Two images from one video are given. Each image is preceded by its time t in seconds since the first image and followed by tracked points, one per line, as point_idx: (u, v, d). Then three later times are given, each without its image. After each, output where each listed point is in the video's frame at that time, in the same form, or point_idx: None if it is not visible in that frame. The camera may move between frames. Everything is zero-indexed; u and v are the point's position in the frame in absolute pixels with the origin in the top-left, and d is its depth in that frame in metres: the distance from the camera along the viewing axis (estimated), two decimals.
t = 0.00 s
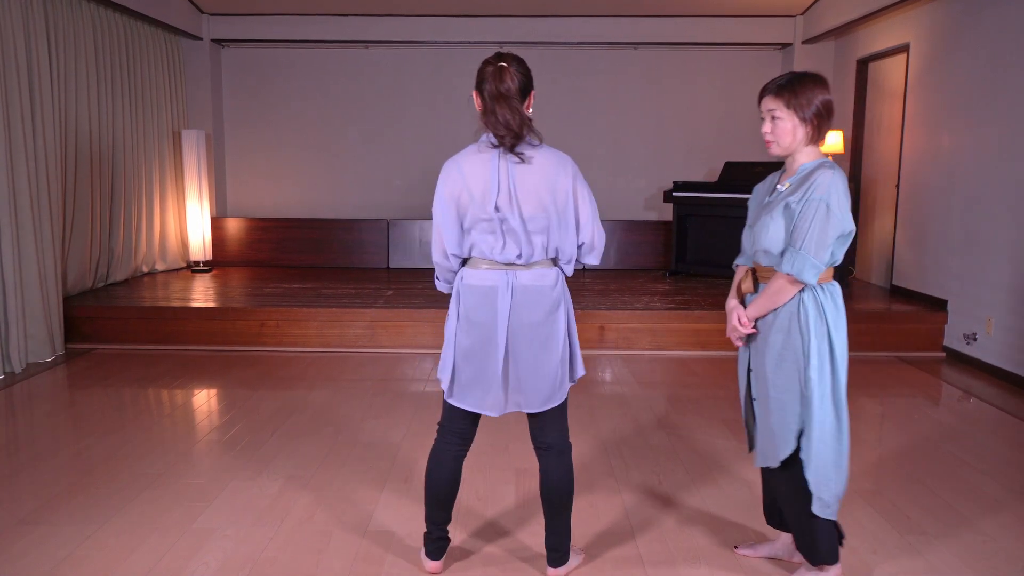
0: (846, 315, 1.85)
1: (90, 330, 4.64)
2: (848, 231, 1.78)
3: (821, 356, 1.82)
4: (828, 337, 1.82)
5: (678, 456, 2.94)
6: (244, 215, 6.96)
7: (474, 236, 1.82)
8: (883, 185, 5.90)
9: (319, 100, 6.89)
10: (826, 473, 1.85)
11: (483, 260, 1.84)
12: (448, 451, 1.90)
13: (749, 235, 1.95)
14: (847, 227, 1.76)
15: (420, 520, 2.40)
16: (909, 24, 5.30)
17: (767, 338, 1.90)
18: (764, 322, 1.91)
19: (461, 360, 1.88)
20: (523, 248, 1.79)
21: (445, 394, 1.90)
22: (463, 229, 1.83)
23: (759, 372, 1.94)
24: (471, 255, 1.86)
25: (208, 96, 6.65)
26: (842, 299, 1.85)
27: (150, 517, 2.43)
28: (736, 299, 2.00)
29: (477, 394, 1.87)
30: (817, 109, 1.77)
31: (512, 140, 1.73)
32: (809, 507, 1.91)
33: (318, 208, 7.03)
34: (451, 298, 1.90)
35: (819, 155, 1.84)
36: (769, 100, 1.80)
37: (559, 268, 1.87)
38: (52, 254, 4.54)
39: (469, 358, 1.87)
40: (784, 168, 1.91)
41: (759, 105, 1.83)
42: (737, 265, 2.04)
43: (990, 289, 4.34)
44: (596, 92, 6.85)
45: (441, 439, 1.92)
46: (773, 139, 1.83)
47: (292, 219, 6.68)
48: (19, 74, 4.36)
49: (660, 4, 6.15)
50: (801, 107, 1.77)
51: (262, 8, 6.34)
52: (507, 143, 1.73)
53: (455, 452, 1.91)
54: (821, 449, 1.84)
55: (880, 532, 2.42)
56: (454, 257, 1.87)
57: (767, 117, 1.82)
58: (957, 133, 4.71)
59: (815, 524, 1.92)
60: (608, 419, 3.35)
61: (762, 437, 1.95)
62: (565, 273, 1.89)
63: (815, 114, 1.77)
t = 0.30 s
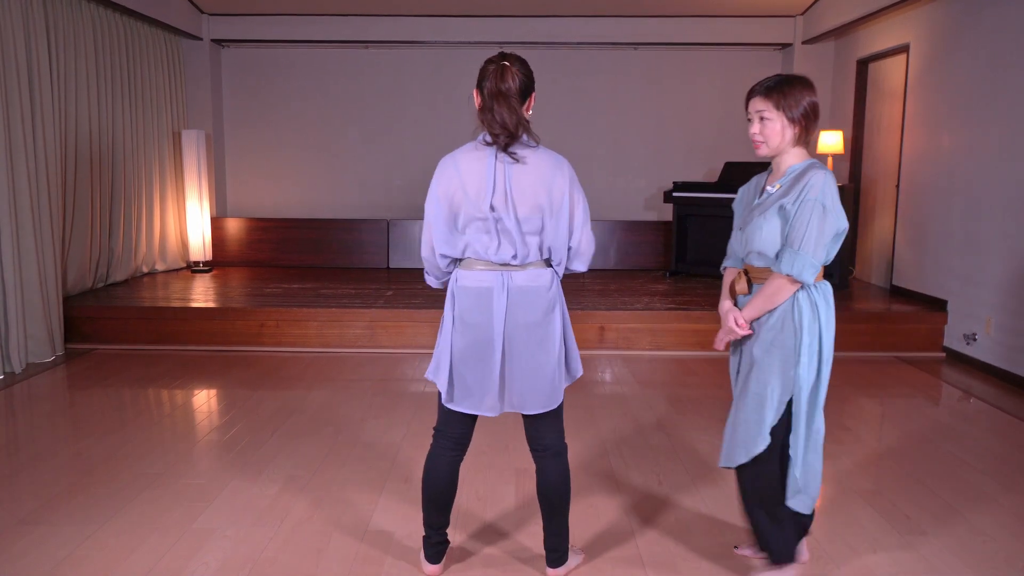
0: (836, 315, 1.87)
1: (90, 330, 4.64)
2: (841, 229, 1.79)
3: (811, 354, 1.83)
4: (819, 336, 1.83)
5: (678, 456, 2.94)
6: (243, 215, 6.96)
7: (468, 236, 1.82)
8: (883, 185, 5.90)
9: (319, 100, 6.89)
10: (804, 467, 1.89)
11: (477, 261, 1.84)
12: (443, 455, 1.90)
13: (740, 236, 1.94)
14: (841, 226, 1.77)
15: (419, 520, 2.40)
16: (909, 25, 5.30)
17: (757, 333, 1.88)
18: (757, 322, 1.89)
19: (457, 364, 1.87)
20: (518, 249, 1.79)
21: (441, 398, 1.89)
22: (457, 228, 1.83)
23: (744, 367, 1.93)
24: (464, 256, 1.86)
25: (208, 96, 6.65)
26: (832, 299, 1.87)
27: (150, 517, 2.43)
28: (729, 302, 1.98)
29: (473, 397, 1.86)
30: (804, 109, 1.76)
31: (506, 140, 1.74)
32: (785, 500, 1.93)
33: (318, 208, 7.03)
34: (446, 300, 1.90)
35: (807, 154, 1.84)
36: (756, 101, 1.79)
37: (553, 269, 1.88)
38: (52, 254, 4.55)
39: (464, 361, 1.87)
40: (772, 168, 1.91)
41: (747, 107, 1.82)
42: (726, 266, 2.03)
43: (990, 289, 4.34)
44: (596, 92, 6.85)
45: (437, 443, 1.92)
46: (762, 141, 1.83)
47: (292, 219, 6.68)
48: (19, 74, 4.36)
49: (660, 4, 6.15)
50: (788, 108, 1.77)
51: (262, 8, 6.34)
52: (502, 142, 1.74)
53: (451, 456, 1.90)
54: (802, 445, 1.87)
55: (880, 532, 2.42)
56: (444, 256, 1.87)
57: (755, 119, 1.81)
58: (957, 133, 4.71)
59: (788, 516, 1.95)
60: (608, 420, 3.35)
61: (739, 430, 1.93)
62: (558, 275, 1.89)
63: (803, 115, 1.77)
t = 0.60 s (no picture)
0: (812, 320, 1.85)
1: (90, 330, 4.64)
2: (822, 237, 1.78)
3: (785, 359, 1.82)
4: (793, 341, 1.82)
5: (677, 456, 2.94)
6: (243, 215, 6.96)
7: (462, 236, 1.82)
8: (883, 185, 5.90)
9: (318, 100, 6.89)
10: (783, 473, 1.87)
11: (473, 261, 1.84)
12: (442, 456, 1.90)
13: (721, 239, 1.92)
14: (822, 233, 1.77)
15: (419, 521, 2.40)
16: (909, 24, 5.30)
17: (732, 340, 1.87)
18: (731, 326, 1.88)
19: (451, 366, 1.87)
20: (512, 248, 1.79)
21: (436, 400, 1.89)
22: (451, 228, 1.82)
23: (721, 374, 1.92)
24: (459, 256, 1.85)
25: (208, 96, 6.65)
26: (810, 305, 1.85)
27: (149, 517, 2.42)
28: (709, 304, 2.00)
29: (467, 398, 1.87)
30: (795, 112, 1.76)
31: (497, 139, 1.73)
32: (768, 507, 1.91)
33: (318, 208, 7.03)
34: (440, 300, 1.90)
35: (795, 160, 1.83)
36: (748, 100, 1.78)
37: (548, 270, 1.88)
38: (52, 254, 4.55)
39: (458, 362, 1.87)
40: (760, 172, 1.91)
41: (737, 106, 1.81)
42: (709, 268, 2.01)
43: (990, 289, 4.34)
44: (596, 92, 6.85)
45: (435, 445, 1.92)
46: (751, 141, 1.82)
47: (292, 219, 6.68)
48: (19, 74, 4.36)
49: (660, 4, 6.15)
50: (779, 110, 1.76)
51: (262, 8, 6.34)
52: (494, 142, 1.73)
53: (449, 458, 1.91)
54: (781, 451, 1.86)
55: (880, 532, 2.41)
56: (439, 256, 1.86)
57: (745, 118, 1.80)
58: (957, 132, 4.71)
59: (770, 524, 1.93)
60: (607, 419, 3.35)
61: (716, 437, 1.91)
62: (553, 274, 1.89)
63: (794, 118, 1.76)
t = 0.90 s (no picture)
0: (788, 321, 1.77)
1: (89, 330, 4.64)
2: (800, 238, 1.69)
3: (757, 361, 1.74)
4: (765, 343, 1.74)
5: (677, 456, 2.94)
6: (243, 215, 6.95)
7: (459, 237, 1.82)
8: (883, 185, 5.90)
9: (318, 100, 6.89)
10: (755, 479, 1.79)
11: (470, 262, 1.84)
12: (440, 457, 1.90)
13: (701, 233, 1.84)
14: (799, 233, 1.68)
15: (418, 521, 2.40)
16: (908, 24, 5.30)
17: (703, 341, 1.80)
18: (704, 325, 1.81)
19: (449, 367, 1.87)
20: (509, 249, 1.79)
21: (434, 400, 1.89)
22: (448, 229, 1.83)
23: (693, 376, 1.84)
24: (457, 257, 1.85)
25: (208, 96, 6.65)
26: (787, 306, 1.77)
27: (149, 517, 2.42)
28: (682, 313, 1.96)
29: (465, 399, 1.87)
30: (783, 109, 1.69)
31: (491, 140, 1.73)
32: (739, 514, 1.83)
33: (318, 208, 7.03)
34: (438, 300, 1.90)
35: (784, 157, 1.76)
36: (734, 96, 1.72)
37: (546, 270, 1.88)
38: (52, 254, 4.54)
39: (455, 363, 1.87)
40: (749, 170, 1.83)
41: (724, 101, 1.75)
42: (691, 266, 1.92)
43: (990, 289, 4.34)
44: (596, 92, 6.85)
45: (434, 445, 1.92)
46: (737, 138, 1.76)
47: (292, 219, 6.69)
48: (20, 75, 4.36)
49: (660, 4, 6.15)
50: (766, 107, 1.70)
51: (262, 8, 6.34)
52: (487, 143, 1.73)
53: (448, 458, 1.91)
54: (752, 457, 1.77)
55: (880, 532, 2.41)
56: (437, 258, 1.86)
57: (731, 113, 1.74)
58: (957, 132, 4.71)
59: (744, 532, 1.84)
60: (607, 420, 3.35)
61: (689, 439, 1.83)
62: (551, 274, 1.89)
63: (781, 115, 1.70)
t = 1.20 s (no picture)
0: (764, 319, 1.68)
1: (89, 330, 4.64)
2: (741, 222, 1.59)
3: (730, 362, 1.67)
4: (738, 345, 1.67)
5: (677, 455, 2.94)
6: (243, 215, 6.95)
7: (460, 238, 1.82)
8: (883, 184, 5.89)
9: (318, 99, 6.88)
10: (737, 487, 1.71)
11: (470, 262, 1.84)
12: (441, 457, 1.90)
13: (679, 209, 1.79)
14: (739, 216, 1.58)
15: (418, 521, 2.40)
16: (908, 24, 5.30)
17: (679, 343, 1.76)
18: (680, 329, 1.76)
19: (450, 367, 1.87)
20: (509, 250, 1.79)
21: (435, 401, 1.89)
22: (448, 230, 1.83)
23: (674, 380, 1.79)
24: (458, 257, 1.86)
25: (208, 95, 6.65)
26: (762, 303, 1.68)
27: (149, 517, 2.42)
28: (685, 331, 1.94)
29: (466, 400, 1.87)
30: (762, 105, 1.60)
31: (491, 141, 1.73)
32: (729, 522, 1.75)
33: (318, 207, 7.03)
34: (439, 301, 1.90)
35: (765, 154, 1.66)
36: (712, 88, 1.64)
37: (546, 270, 1.88)
38: (52, 254, 4.54)
39: (455, 364, 1.87)
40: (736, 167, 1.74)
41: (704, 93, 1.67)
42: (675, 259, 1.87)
43: (991, 289, 4.33)
44: (595, 91, 6.84)
45: (434, 445, 1.92)
46: (714, 131, 1.67)
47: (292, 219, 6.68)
48: (20, 75, 4.36)
49: (660, 4, 6.15)
50: (744, 101, 1.61)
51: (262, 8, 6.34)
52: (487, 143, 1.73)
53: (449, 458, 1.90)
54: (729, 463, 1.70)
55: (880, 532, 2.41)
56: (438, 258, 1.86)
57: (709, 107, 1.66)
58: (957, 132, 4.71)
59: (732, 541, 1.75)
60: (607, 420, 3.35)
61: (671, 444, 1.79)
62: (552, 275, 1.89)
63: (760, 111, 1.61)
